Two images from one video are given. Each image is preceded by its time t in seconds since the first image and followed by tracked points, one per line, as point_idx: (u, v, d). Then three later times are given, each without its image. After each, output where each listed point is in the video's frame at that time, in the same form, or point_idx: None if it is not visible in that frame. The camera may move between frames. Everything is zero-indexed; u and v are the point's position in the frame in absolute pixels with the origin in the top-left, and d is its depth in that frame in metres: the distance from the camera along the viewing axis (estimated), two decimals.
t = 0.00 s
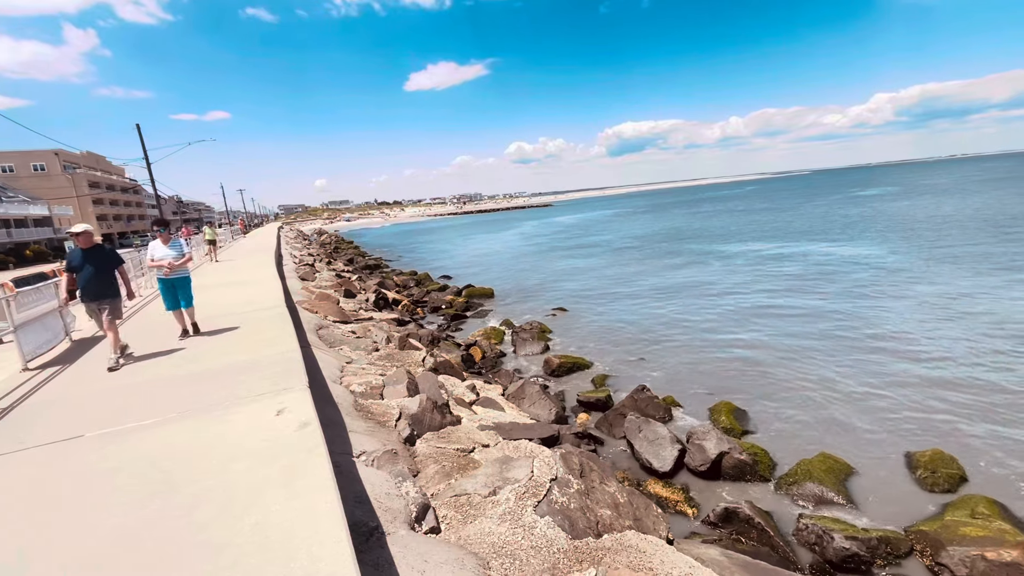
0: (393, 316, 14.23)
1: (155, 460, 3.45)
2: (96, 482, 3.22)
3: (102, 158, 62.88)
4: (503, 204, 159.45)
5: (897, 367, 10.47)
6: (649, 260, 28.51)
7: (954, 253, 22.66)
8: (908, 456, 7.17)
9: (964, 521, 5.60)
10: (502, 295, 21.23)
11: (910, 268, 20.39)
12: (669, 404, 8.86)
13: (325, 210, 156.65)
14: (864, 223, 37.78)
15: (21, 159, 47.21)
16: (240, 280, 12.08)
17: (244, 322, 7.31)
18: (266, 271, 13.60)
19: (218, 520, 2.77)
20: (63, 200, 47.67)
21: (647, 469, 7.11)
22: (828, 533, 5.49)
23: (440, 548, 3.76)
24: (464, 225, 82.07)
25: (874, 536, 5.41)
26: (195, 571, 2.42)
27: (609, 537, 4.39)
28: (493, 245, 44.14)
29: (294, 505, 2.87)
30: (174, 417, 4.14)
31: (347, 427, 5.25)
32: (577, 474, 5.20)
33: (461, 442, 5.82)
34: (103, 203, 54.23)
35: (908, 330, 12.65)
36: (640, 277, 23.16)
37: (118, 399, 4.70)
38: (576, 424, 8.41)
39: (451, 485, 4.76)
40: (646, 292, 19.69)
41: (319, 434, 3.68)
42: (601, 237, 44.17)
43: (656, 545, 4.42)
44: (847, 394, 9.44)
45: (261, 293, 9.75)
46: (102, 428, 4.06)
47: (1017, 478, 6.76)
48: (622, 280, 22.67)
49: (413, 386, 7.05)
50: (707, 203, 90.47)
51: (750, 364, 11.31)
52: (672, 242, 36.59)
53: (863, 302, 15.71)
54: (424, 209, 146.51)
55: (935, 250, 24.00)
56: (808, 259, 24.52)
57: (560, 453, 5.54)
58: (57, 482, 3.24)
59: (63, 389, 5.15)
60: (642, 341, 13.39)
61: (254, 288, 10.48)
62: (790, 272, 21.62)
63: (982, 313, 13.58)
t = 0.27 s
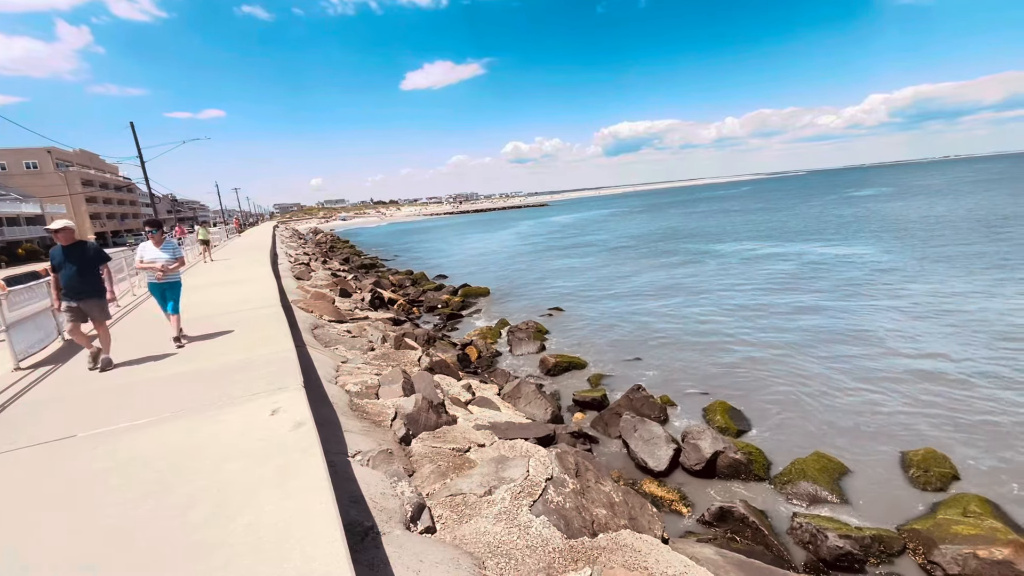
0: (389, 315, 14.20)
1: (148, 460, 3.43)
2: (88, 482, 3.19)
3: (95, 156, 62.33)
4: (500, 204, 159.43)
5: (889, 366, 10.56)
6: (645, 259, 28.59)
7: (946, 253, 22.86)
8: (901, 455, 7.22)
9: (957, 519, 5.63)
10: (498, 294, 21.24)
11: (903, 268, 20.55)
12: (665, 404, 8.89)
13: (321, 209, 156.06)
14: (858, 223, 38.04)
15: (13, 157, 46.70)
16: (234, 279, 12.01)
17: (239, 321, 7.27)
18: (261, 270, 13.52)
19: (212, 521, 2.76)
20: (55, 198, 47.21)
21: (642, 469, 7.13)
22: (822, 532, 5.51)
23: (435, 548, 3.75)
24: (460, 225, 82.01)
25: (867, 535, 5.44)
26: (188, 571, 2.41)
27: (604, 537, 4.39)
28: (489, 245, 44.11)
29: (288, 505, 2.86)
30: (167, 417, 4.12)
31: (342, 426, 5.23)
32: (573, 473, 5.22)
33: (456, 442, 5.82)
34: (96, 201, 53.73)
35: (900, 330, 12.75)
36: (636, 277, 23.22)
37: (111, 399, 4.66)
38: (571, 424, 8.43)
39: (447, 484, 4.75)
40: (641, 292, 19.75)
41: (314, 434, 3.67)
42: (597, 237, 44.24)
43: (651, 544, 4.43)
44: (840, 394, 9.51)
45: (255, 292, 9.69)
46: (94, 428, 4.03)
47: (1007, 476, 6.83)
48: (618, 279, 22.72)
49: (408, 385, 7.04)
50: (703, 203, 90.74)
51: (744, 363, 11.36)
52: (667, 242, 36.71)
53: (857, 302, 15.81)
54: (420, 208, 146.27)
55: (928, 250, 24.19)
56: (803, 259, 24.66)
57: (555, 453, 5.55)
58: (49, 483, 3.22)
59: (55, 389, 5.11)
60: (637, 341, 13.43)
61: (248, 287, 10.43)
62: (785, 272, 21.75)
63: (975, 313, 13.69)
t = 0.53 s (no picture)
0: (384, 315, 14.15)
1: (142, 460, 3.41)
2: (80, 483, 3.17)
3: (88, 154, 61.83)
4: (496, 203, 159.31)
5: (882, 366, 10.64)
6: (641, 259, 28.64)
7: (939, 254, 23.04)
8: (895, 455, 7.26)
9: (950, 518, 5.67)
10: (494, 294, 21.23)
11: (896, 268, 20.70)
12: (660, 403, 8.91)
13: (317, 208, 155.45)
14: (851, 224, 38.28)
15: (5, 154, 46.23)
16: (229, 278, 11.93)
17: (234, 320, 7.22)
18: (256, 269, 13.44)
19: (207, 521, 2.75)
20: (48, 196, 46.80)
21: (637, 468, 7.15)
22: (816, 531, 5.54)
23: (431, 548, 3.75)
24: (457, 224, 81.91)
25: (861, 533, 5.47)
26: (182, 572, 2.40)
27: (600, 536, 4.40)
28: (485, 245, 44.09)
29: (283, 505, 2.85)
30: (161, 417, 4.09)
31: (337, 426, 5.22)
32: (568, 473, 5.22)
33: (452, 442, 5.81)
34: (89, 199, 53.27)
35: (894, 330, 12.84)
36: (632, 277, 23.26)
37: (104, 398, 4.63)
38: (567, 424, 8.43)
39: (442, 484, 4.75)
40: (637, 292, 19.79)
41: (309, 433, 3.66)
42: (593, 237, 44.30)
43: (646, 544, 4.44)
44: (834, 393, 9.57)
45: (250, 291, 9.64)
46: (88, 428, 4.01)
47: (999, 476, 6.89)
48: (614, 279, 22.76)
49: (404, 385, 7.02)
50: (698, 203, 91.06)
51: (739, 363, 11.41)
52: (663, 242, 36.79)
53: (850, 302, 15.91)
54: (417, 208, 146.18)
55: (921, 250, 24.37)
56: (798, 259, 24.79)
57: (551, 452, 5.56)
58: (41, 483, 3.19)
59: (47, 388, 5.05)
60: (633, 341, 13.46)
61: (243, 286, 10.36)
62: (779, 272, 21.87)
63: (967, 313, 13.82)
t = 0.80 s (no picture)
0: (381, 314, 14.12)
1: (136, 459, 3.39)
2: (73, 482, 3.15)
3: (83, 152, 61.43)
4: (493, 203, 159.30)
5: (876, 367, 10.70)
6: (638, 260, 28.71)
7: (932, 256, 23.21)
8: (889, 455, 7.30)
9: (943, 517, 5.70)
10: (490, 294, 21.22)
11: (891, 269, 20.82)
12: (656, 403, 8.94)
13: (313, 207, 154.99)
14: (846, 225, 38.49)
15: None
16: (224, 277, 11.88)
17: (229, 319, 7.19)
18: (251, 268, 13.39)
19: (201, 521, 2.73)
20: (42, 194, 46.46)
21: (633, 468, 7.17)
22: (810, 530, 5.57)
23: (426, 548, 3.75)
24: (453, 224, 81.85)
25: (855, 533, 5.50)
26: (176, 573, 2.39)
27: (595, 536, 4.40)
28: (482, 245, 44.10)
29: (278, 504, 2.85)
30: (155, 416, 4.07)
31: (333, 426, 5.20)
32: (564, 473, 5.23)
33: (448, 441, 5.81)
34: (84, 197, 52.92)
35: (888, 331, 12.92)
36: (628, 277, 23.31)
37: (97, 398, 4.60)
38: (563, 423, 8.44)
39: (438, 484, 4.74)
40: (633, 292, 19.83)
41: (305, 433, 3.65)
42: (590, 237, 44.36)
43: (641, 543, 4.45)
44: (828, 394, 9.62)
45: (246, 290, 9.59)
46: (81, 427, 3.98)
47: (991, 475, 6.95)
48: (610, 279, 22.79)
49: (400, 385, 7.00)
50: (695, 203, 91.44)
51: (735, 363, 11.45)
52: (659, 243, 36.89)
53: (845, 303, 15.99)
54: (414, 208, 146.00)
55: (915, 252, 24.53)
56: (793, 260, 24.90)
57: (547, 452, 5.56)
58: (34, 482, 3.17)
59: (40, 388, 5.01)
60: (629, 341, 13.49)
61: (239, 285, 10.31)
62: (775, 272, 21.96)
63: (959, 314, 13.94)
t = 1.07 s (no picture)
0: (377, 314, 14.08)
1: (130, 459, 3.37)
2: (66, 482, 3.12)
3: (77, 149, 60.97)
4: (490, 203, 159.20)
5: (870, 367, 10.77)
6: (634, 260, 28.77)
7: (926, 257, 23.37)
8: (883, 455, 7.35)
9: (936, 517, 5.74)
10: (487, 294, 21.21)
11: (885, 271, 20.96)
12: (652, 403, 8.96)
13: (309, 206, 154.45)
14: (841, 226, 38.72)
15: None
16: (220, 276, 11.81)
17: (224, 318, 7.15)
18: (247, 267, 13.31)
19: (196, 521, 2.72)
20: (35, 192, 46.06)
21: (629, 468, 7.19)
22: (805, 530, 5.59)
23: (422, 548, 3.74)
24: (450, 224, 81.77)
25: (849, 532, 5.54)
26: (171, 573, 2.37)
27: (591, 535, 4.41)
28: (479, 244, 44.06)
29: (273, 504, 2.84)
30: (150, 415, 4.05)
31: (329, 426, 5.19)
32: (560, 472, 5.24)
33: (444, 441, 5.80)
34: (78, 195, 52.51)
35: (882, 332, 13.00)
36: (624, 277, 23.35)
37: (91, 397, 4.57)
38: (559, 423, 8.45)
39: (434, 484, 4.74)
40: (630, 292, 19.86)
41: (301, 432, 3.64)
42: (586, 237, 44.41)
43: (637, 543, 4.46)
44: (823, 394, 9.67)
45: (241, 289, 9.54)
46: (73, 426, 3.95)
47: (984, 475, 7.00)
48: (607, 280, 22.83)
49: (396, 385, 6.98)
50: (692, 204, 91.67)
51: (730, 364, 11.49)
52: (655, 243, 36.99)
53: (840, 304, 16.08)
54: (411, 207, 145.71)
55: (908, 253, 24.70)
56: (788, 261, 25.02)
57: (543, 451, 5.57)
58: (27, 482, 3.15)
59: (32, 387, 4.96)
60: (625, 341, 13.51)
61: (234, 284, 10.25)
62: (770, 273, 22.06)
63: (953, 315, 14.04)
